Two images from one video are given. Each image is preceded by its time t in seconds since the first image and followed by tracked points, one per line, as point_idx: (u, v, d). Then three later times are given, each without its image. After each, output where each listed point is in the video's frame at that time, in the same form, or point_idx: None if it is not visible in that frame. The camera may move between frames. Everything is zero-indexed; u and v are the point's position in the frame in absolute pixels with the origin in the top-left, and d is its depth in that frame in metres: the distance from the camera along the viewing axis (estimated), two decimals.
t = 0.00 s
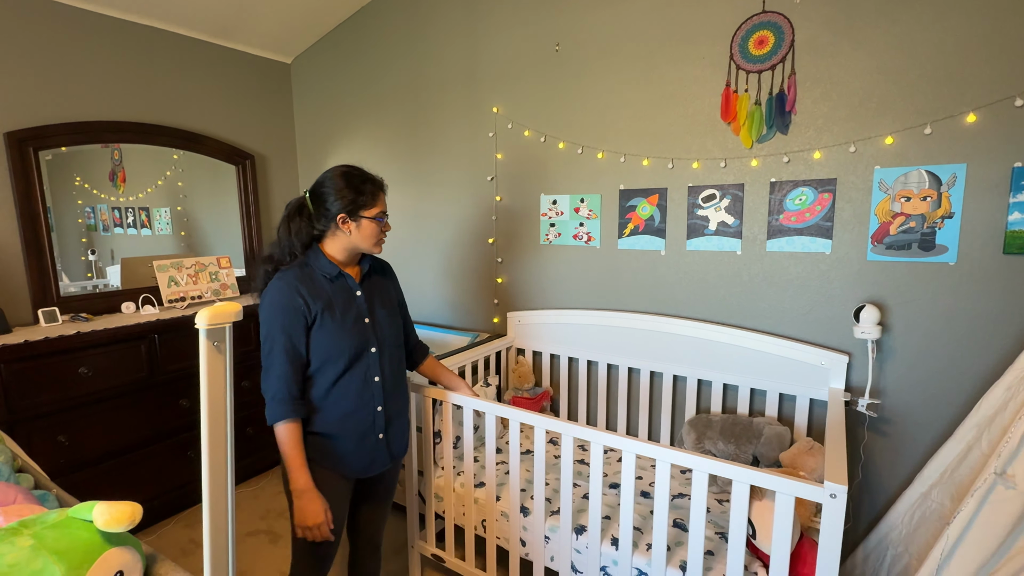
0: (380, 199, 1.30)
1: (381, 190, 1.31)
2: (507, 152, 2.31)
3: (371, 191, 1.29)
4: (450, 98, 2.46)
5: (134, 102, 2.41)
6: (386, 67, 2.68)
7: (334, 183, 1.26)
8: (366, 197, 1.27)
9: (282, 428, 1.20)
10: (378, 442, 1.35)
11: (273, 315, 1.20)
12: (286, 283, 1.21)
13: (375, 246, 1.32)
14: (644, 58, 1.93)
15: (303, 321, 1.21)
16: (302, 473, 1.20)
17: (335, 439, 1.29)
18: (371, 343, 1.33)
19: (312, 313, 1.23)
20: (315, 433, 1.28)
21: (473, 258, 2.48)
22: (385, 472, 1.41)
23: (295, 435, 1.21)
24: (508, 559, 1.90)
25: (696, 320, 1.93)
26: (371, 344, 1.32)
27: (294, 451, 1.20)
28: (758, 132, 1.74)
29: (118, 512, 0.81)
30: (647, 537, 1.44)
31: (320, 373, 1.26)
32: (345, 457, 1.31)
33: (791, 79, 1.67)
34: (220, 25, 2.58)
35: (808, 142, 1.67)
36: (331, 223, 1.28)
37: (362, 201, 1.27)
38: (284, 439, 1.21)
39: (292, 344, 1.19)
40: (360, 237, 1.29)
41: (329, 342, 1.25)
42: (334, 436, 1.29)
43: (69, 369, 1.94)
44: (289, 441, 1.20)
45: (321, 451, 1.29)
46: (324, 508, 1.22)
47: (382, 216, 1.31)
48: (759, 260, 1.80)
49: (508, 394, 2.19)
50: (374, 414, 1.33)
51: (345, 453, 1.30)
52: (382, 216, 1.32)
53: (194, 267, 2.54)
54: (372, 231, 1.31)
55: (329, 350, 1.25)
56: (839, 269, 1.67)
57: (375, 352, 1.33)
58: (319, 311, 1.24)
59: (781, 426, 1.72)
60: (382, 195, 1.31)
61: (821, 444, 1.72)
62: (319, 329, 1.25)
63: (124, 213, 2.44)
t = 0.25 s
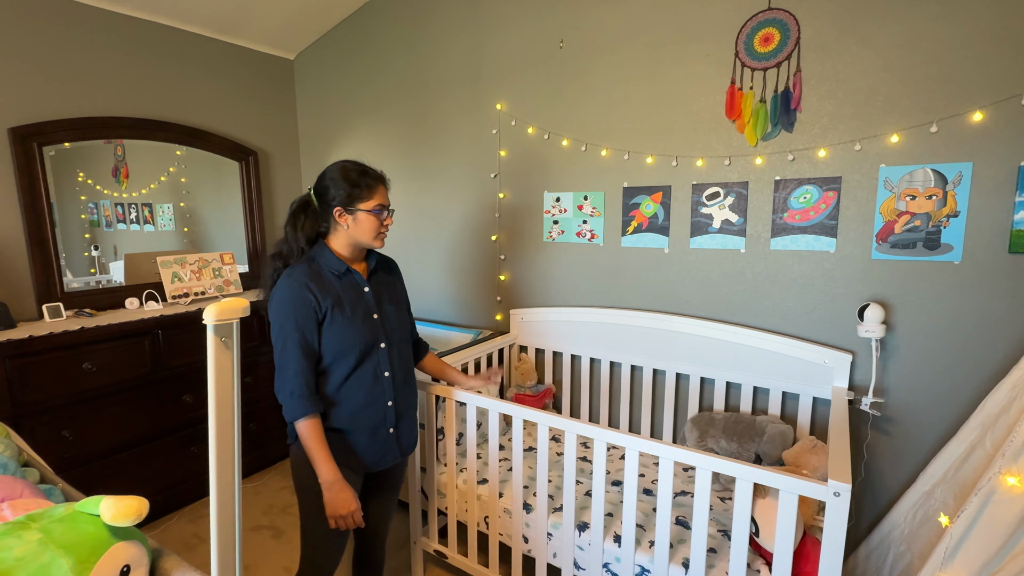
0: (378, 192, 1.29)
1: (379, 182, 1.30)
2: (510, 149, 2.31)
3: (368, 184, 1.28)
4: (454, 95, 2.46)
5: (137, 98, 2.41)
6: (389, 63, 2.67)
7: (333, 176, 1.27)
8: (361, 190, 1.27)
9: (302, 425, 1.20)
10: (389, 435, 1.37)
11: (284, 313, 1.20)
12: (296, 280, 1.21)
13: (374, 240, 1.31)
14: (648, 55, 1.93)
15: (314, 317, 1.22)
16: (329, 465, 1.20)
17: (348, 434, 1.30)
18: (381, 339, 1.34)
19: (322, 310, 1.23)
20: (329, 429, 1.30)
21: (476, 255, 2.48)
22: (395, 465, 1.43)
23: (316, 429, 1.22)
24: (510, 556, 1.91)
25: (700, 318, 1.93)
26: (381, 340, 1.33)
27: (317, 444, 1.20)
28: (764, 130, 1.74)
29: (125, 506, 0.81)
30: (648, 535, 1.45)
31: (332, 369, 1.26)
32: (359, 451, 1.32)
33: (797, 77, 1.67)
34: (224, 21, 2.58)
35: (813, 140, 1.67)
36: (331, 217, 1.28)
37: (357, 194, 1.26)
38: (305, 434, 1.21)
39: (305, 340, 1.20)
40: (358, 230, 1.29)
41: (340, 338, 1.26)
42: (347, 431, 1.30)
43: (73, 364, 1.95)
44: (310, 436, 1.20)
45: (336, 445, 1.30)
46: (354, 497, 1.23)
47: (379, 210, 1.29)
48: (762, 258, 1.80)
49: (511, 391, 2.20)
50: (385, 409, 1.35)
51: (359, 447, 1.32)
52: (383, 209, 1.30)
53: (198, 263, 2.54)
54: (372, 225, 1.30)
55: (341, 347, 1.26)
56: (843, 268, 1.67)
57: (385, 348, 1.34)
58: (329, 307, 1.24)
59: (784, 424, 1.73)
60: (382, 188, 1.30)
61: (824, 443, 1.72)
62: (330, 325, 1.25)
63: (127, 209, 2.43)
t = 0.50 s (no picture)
0: (357, 177, 1.30)
1: (363, 168, 1.31)
2: (517, 146, 2.30)
3: (351, 171, 1.30)
4: (460, 91, 2.45)
5: (145, 93, 2.42)
6: (396, 59, 2.67)
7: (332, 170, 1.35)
8: (344, 178, 1.31)
9: (303, 414, 1.22)
10: (395, 431, 1.37)
11: (292, 304, 1.22)
12: (305, 272, 1.23)
13: (360, 228, 1.30)
14: (656, 51, 1.92)
15: (321, 310, 1.23)
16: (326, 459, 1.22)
17: (354, 428, 1.32)
18: (388, 334, 1.34)
19: (330, 303, 1.25)
20: (335, 421, 1.31)
21: (482, 251, 2.48)
22: (402, 461, 1.43)
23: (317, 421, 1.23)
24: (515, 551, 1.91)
25: (707, 315, 1.93)
26: (388, 335, 1.34)
27: (317, 436, 1.22)
28: (773, 127, 1.73)
29: (137, 498, 0.82)
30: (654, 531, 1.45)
31: (339, 362, 1.28)
32: (363, 445, 1.33)
33: (807, 73, 1.66)
34: (230, 16, 2.58)
35: (823, 137, 1.66)
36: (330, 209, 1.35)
37: (342, 182, 1.31)
38: (306, 425, 1.23)
39: (311, 332, 1.21)
40: (346, 219, 1.32)
41: (346, 332, 1.27)
42: (352, 424, 1.31)
43: (82, 358, 1.96)
44: (311, 427, 1.22)
45: (340, 437, 1.32)
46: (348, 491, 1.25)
47: (360, 195, 1.29)
48: (770, 256, 1.79)
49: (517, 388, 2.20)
50: (391, 404, 1.36)
51: (364, 441, 1.33)
52: (368, 192, 1.30)
53: (205, 258, 2.53)
54: (358, 209, 1.30)
55: (347, 340, 1.27)
56: (851, 266, 1.66)
57: (392, 343, 1.34)
58: (336, 300, 1.26)
59: (791, 422, 1.72)
60: (367, 172, 1.30)
61: (831, 441, 1.72)
62: (337, 318, 1.27)
63: (133, 204, 2.43)
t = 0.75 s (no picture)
0: (362, 170, 1.30)
1: (367, 161, 1.31)
2: (527, 141, 2.29)
3: (356, 164, 1.31)
4: (470, 85, 2.44)
5: (155, 87, 2.42)
6: (405, 53, 2.66)
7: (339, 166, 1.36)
8: (349, 172, 1.31)
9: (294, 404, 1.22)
10: (401, 429, 1.35)
11: (296, 295, 1.23)
12: (311, 264, 1.24)
13: (367, 220, 1.30)
14: (668, 45, 1.90)
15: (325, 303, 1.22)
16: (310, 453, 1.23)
17: (357, 423, 1.30)
18: (394, 329, 1.32)
19: (334, 295, 1.24)
20: (338, 415, 1.29)
21: (491, 247, 2.47)
22: (409, 459, 1.41)
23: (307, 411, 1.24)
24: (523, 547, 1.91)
25: (718, 312, 1.91)
26: (394, 330, 1.31)
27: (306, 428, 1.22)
28: (787, 122, 1.71)
29: (153, 491, 0.82)
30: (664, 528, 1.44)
31: (342, 355, 1.27)
32: (367, 441, 1.31)
33: (823, 68, 1.63)
34: (240, 10, 2.57)
35: (838, 133, 1.64)
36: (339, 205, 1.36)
37: (348, 176, 1.32)
38: (296, 415, 1.23)
39: (312, 325, 1.21)
40: (353, 213, 1.32)
41: (350, 325, 1.25)
42: (356, 420, 1.29)
43: (94, 351, 1.97)
44: (302, 418, 1.22)
45: (344, 432, 1.30)
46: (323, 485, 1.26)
47: (366, 187, 1.29)
48: (783, 253, 1.77)
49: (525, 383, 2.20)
50: (397, 400, 1.33)
51: (368, 437, 1.31)
52: (373, 184, 1.29)
53: (214, 252, 2.54)
54: (364, 202, 1.30)
55: (351, 334, 1.26)
56: (866, 263, 1.64)
57: (398, 338, 1.32)
58: (340, 293, 1.25)
59: (803, 421, 1.71)
60: (372, 164, 1.30)
61: (844, 440, 1.70)
62: (341, 311, 1.26)
63: (142, 198, 2.43)
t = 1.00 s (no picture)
0: (372, 168, 1.26)
1: (378, 158, 1.27)
2: (537, 138, 2.27)
3: (366, 162, 1.28)
4: (479, 81, 2.42)
5: (164, 82, 2.41)
6: (414, 49, 2.64)
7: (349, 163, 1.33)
8: (360, 169, 1.28)
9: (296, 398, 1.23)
10: (405, 430, 1.32)
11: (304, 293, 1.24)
12: (318, 262, 1.24)
13: (376, 219, 1.27)
14: (683, 41, 1.88)
15: (328, 301, 1.22)
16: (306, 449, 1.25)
17: (360, 422, 1.28)
18: (399, 329, 1.29)
19: (338, 294, 1.23)
20: (341, 412, 1.29)
21: (500, 244, 2.46)
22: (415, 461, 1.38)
23: (311, 407, 1.29)
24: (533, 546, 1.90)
25: (730, 312, 1.89)
26: (399, 330, 1.29)
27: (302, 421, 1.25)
28: (804, 120, 1.69)
29: (169, 491, 0.81)
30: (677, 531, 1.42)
31: (347, 353, 1.26)
32: (369, 440, 1.30)
33: (842, 65, 1.61)
34: (249, 5, 2.56)
35: (856, 131, 1.62)
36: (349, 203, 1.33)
37: (358, 174, 1.29)
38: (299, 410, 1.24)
39: (314, 322, 1.21)
40: (363, 211, 1.30)
41: (353, 323, 1.24)
42: (358, 418, 1.28)
43: (104, 346, 1.97)
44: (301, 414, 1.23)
45: (347, 431, 1.29)
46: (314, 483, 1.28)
47: (376, 185, 1.26)
48: (798, 252, 1.75)
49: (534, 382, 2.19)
50: (401, 401, 1.31)
51: (370, 436, 1.29)
52: (384, 182, 1.26)
53: (223, 248, 2.53)
54: (373, 201, 1.27)
55: (354, 332, 1.25)
56: (883, 263, 1.62)
57: (403, 338, 1.29)
58: (344, 292, 1.23)
59: (817, 422, 1.70)
60: (383, 162, 1.27)
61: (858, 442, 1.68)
62: (345, 309, 1.25)
63: (150, 193, 2.42)
